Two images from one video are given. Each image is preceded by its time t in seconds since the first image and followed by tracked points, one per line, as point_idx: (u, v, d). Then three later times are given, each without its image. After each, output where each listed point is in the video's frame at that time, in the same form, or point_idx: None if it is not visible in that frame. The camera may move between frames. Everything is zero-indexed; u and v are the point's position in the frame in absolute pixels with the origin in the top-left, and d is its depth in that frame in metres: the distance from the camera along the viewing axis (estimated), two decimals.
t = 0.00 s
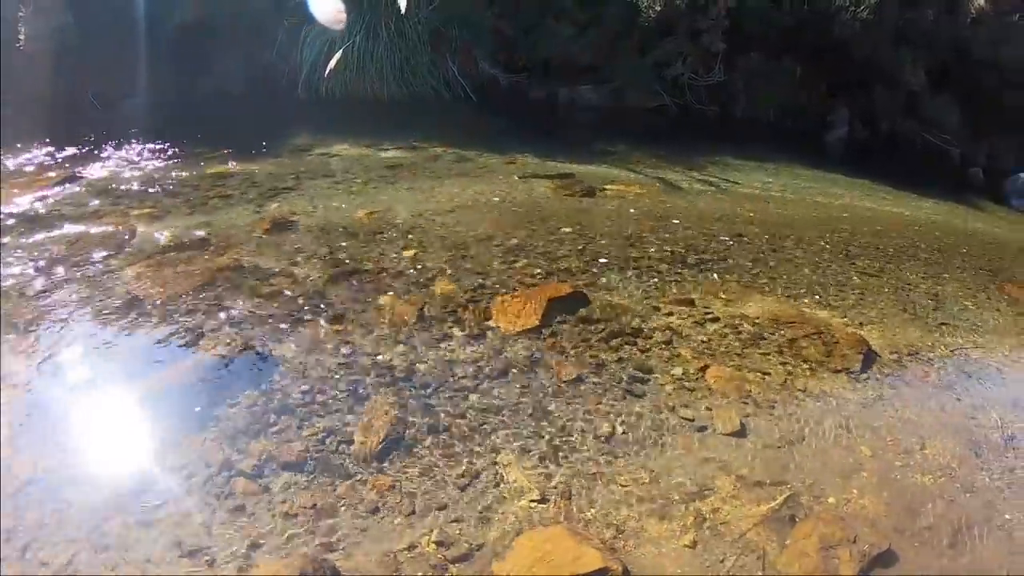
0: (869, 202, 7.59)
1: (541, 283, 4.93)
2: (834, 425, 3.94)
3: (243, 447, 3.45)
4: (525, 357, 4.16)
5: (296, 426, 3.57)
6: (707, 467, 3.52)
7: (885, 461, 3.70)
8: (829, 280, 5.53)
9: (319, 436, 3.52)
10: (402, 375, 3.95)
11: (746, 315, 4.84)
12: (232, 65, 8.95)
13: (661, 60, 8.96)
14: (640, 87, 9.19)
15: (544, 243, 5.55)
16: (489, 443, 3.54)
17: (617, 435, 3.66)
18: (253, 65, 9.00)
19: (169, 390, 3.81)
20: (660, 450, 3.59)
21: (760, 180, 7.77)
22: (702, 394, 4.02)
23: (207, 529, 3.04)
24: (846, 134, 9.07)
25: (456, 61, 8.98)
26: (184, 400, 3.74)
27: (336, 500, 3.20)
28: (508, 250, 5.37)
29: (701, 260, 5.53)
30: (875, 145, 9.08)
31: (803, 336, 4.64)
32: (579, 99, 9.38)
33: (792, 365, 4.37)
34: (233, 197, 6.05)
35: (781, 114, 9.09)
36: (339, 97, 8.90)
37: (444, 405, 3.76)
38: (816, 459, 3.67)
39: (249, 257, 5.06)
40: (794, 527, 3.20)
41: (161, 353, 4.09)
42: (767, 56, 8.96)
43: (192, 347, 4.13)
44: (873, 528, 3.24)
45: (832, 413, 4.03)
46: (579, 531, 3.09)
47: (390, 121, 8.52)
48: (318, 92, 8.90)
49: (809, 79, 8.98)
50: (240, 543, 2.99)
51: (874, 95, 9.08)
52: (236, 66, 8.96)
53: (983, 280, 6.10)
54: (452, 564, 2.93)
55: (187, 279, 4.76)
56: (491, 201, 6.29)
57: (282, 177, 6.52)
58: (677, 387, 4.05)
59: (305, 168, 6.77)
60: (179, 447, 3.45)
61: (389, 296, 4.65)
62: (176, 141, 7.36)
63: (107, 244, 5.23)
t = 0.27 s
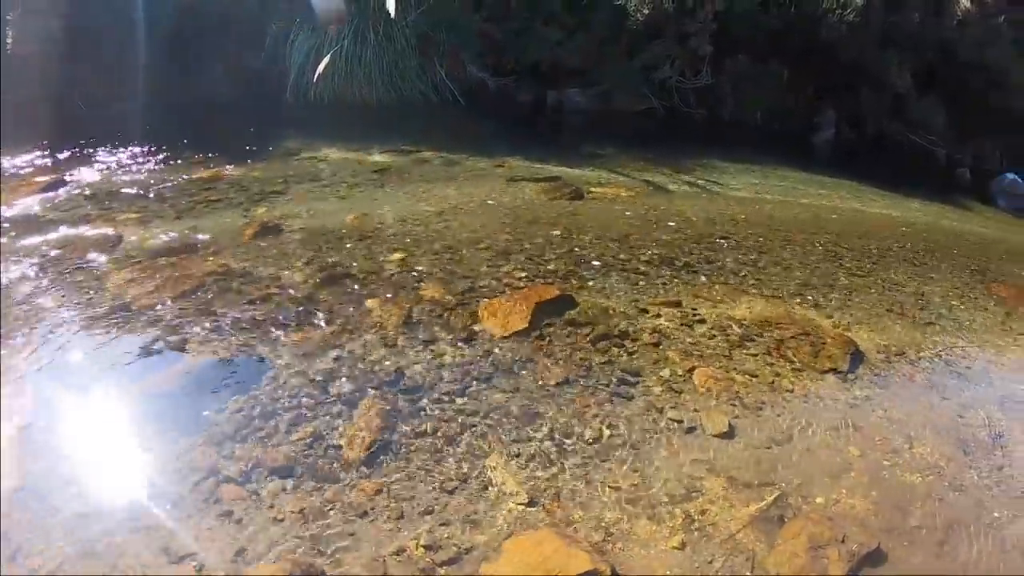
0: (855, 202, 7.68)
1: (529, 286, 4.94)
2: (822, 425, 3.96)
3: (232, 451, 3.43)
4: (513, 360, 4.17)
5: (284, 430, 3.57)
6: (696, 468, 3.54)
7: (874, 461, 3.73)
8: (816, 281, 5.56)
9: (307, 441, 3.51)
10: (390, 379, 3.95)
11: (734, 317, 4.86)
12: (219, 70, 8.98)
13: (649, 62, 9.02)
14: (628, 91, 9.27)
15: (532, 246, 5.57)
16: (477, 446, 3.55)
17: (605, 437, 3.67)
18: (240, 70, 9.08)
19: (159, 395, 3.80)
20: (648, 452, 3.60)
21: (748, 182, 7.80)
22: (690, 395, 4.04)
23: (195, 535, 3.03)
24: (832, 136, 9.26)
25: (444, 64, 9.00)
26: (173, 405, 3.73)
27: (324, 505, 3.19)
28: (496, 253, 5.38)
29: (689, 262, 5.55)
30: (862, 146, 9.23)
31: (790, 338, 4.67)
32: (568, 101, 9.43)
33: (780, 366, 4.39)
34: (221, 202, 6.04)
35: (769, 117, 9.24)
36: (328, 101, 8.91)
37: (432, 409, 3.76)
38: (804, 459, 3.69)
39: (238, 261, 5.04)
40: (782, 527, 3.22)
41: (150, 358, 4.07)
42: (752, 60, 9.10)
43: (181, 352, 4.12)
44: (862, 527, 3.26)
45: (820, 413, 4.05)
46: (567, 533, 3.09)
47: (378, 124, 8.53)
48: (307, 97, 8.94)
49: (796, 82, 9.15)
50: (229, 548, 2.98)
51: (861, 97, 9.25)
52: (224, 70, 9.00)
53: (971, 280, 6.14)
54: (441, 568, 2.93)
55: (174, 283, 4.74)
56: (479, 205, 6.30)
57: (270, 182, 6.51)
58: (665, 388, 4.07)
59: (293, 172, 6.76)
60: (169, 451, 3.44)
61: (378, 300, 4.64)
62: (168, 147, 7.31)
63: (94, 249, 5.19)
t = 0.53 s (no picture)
0: (836, 203, 7.75)
1: (510, 290, 4.95)
2: (805, 423, 3.99)
3: (215, 460, 3.41)
4: (495, 364, 4.18)
5: (267, 438, 3.55)
6: (680, 469, 3.55)
7: (858, 458, 3.77)
8: (797, 280, 5.62)
9: (290, 448, 3.50)
10: (373, 386, 3.94)
11: (716, 317, 4.90)
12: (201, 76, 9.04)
13: (631, 65, 9.42)
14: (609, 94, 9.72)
15: (513, 250, 5.58)
16: (461, 451, 3.55)
17: (589, 440, 3.69)
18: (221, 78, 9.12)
19: (143, 405, 3.76)
20: (632, 454, 3.62)
21: (728, 184, 7.88)
22: (673, 396, 4.06)
23: (180, 543, 2.98)
24: (813, 136, 9.91)
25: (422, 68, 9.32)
26: (158, 415, 3.69)
27: (308, 512, 3.18)
28: (478, 258, 5.39)
29: (670, 264, 5.59)
30: (844, 145, 9.93)
31: (772, 338, 4.70)
32: (548, 105, 9.88)
33: (762, 366, 4.42)
34: (202, 210, 6.00)
35: (750, 118, 9.82)
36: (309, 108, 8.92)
37: (415, 414, 3.76)
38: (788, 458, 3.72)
39: (219, 269, 5.02)
40: (766, 525, 3.24)
41: (130, 368, 4.02)
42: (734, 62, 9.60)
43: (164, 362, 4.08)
44: (846, 524, 3.28)
45: (802, 412, 4.09)
46: (552, 536, 3.10)
47: (360, 130, 8.53)
48: (287, 103, 8.94)
49: (777, 83, 9.74)
50: (214, 555, 2.94)
51: (841, 98, 9.86)
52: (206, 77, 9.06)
53: (952, 277, 6.22)
54: (426, 572, 2.92)
55: (155, 293, 4.70)
56: (461, 210, 6.31)
57: (251, 189, 6.48)
58: (648, 390, 4.09)
59: (275, 179, 6.74)
60: (153, 462, 3.39)
61: (360, 306, 4.64)
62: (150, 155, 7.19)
63: (73, 258, 5.13)
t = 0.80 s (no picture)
0: (811, 202, 7.85)
1: (486, 295, 4.97)
2: (784, 420, 4.03)
3: (195, 473, 3.37)
4: (473, 367, 4.20)
5: (247, 449, 3.52)
6: (661, 469, 3.58)
7: (838, 453, 3.82)
8: (774, 278, 5.68)
9: (270, 458, 3.48)
10: (353, 393, 3.93)
11: (694, 317, 4.94)
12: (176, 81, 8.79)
13: (603, 70, 10.25)
14: (584, 100, 10.53)
15: (491, 254, 5.59)
16: (443, 457, 3.55)
17: (569, 442, 3.71)
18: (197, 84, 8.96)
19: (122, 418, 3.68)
20: (613, 456, 3.63)
21: (703, 185, 7.98)
22: (652, 395, 4.10)
23: (163, 558, 2.93)
24: (787, 136, 10.97)
25: (399, 74, 9.59)
26: (139, 427, 3.63)
27: (290, 523, 3.15)
28: (455, 263, 5.41)
29: (648, 265, 5.64)
30: (817, 144, 11.00)
31: (749, 336, 4.75)
32: (524, 109, 10.53)
33: (741, 365, 4.47)
34: (179, 220, 5.94)
35: (724, 119, 10.81)
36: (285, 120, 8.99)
37: (395, 421, 3.76)
38: (767, 454, 3.76)
39: (197, 279, 4.98)
40: (748, 523, 3.27)
41: (103, 379, 3.96)
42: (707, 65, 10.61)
43: (143, 374, 4.01)
44: (827, 519, 3.32)
45: (781, 408, 4.14)
46: (534, 540, 3.10)
47: (338, 137, 8.53)
48: (264, 112, 9.00)
49: (750, 82, 10.84)
50: (197, 566, 2.91)
51: (813, 98, 10.88)
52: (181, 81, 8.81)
53: (928, 272, 6.30)
54: None
55: (132, 305, 4.64)
56: (438, 215, 6.31)
57: (228, 199, 6.43)
58: (627, 391, 4.11)
59: (253, 189, 6.70)
60: (135, 476, 3.33)
61: (338, 314, 4.63)
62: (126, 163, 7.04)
63: (47, 267, 5.01)
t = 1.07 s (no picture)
0: (785, 200, 7.95)
1: (460, 300, 4.98)
2: (760, 417, 4.08)
3: (174, 485, 3.30)
4: (450, 373, 4.21)
5: (225, 460, 3.47)
6: (640, 469, 3.60)
7: (815, 447, 3.87)
8: (748, 276, 5.74)
9: (250, 469, 3.42)
10: (330, 402, 3.92)
11: (670, 317, 4.99)
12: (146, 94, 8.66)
13: (576, 74, 10.45)
14: (557, 103, 10.85)
15: (467, 259, 5.61)
16: (421, 464, 3.54)
17: (547, 444, 3.72)
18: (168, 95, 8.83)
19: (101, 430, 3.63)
20: (592, 457, 3.65)
21: (677, 185, 8.07)
22: (628, 396, 4.14)
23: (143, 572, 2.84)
24: (759, 134, 11.41)
25: (373, 81, 9.63)
26: (117, 442, 3.57)
27: (270, 532, 3.09)
28: (430, 269, 5.41)
29: (623, 267, 5.69)
30: (789, 140, 11.46)
31: (725, 334, 4.81)
32: (498, 114, 10.74)
33: (717, 363, 4.51)
34: (152, 231, 5.87)
35: (697, 118, 11.31)
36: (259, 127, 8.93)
37: (372, 428, 3.75)
38: (744, 450, 3.80)
39: (172, 291, 4.93)
40: (727, 519, 3.29)
41: (81, 393, 3.91)
42: (679, 66, 10.92)
43: (119, 390, 3.94)
44: (806, 513, 3.35)
45: (757, 405, 4.18)
46: (514, 543, 3.10)
47: (312, 143, 8.50)
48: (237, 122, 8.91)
49: (722, 82, 11.19)
50: None
51: (784, 97, 11.14)
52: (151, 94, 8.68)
53: (901, 266, 6.40)
54: None
55: (105, 318, 4.57)
56: (413, 221, 6.32)
57: (202, 209, 6.36)
58: (603, 392, 4.15)
59: (228, 198, 6.64)
60: (113, 491, 3.24)
61: (314, 323, 4.61)
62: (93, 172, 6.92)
63: (18, 283, 4.91)
